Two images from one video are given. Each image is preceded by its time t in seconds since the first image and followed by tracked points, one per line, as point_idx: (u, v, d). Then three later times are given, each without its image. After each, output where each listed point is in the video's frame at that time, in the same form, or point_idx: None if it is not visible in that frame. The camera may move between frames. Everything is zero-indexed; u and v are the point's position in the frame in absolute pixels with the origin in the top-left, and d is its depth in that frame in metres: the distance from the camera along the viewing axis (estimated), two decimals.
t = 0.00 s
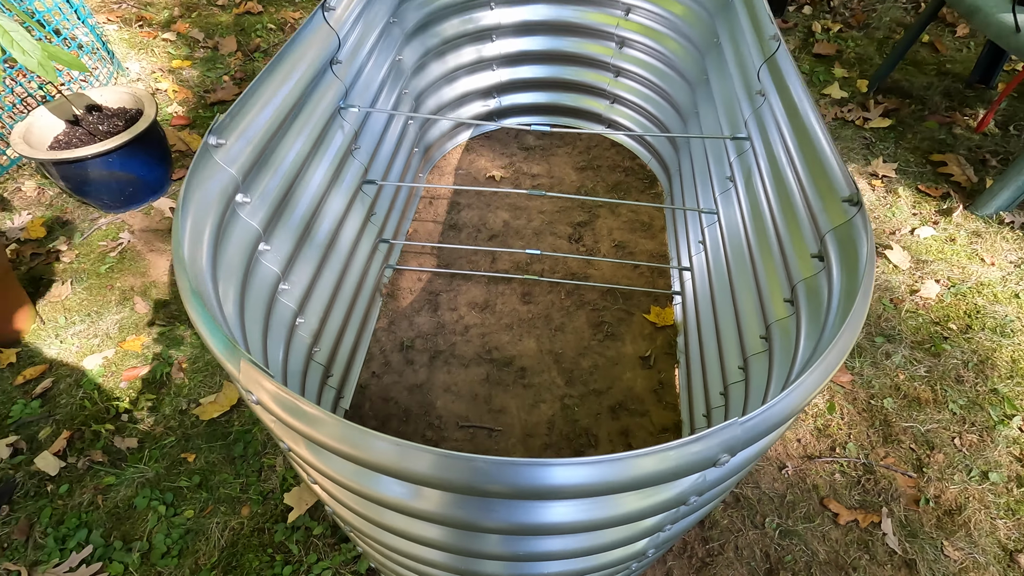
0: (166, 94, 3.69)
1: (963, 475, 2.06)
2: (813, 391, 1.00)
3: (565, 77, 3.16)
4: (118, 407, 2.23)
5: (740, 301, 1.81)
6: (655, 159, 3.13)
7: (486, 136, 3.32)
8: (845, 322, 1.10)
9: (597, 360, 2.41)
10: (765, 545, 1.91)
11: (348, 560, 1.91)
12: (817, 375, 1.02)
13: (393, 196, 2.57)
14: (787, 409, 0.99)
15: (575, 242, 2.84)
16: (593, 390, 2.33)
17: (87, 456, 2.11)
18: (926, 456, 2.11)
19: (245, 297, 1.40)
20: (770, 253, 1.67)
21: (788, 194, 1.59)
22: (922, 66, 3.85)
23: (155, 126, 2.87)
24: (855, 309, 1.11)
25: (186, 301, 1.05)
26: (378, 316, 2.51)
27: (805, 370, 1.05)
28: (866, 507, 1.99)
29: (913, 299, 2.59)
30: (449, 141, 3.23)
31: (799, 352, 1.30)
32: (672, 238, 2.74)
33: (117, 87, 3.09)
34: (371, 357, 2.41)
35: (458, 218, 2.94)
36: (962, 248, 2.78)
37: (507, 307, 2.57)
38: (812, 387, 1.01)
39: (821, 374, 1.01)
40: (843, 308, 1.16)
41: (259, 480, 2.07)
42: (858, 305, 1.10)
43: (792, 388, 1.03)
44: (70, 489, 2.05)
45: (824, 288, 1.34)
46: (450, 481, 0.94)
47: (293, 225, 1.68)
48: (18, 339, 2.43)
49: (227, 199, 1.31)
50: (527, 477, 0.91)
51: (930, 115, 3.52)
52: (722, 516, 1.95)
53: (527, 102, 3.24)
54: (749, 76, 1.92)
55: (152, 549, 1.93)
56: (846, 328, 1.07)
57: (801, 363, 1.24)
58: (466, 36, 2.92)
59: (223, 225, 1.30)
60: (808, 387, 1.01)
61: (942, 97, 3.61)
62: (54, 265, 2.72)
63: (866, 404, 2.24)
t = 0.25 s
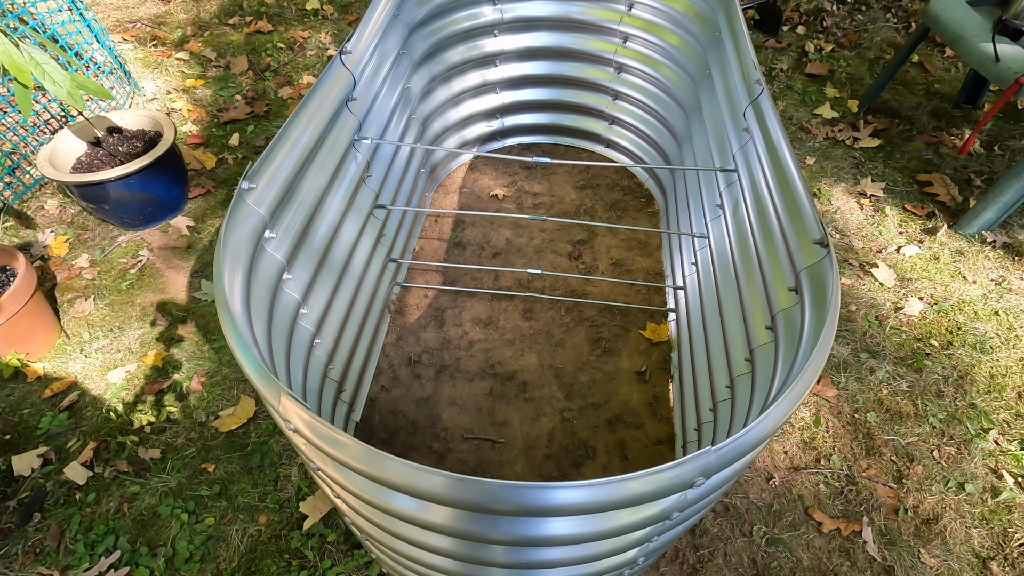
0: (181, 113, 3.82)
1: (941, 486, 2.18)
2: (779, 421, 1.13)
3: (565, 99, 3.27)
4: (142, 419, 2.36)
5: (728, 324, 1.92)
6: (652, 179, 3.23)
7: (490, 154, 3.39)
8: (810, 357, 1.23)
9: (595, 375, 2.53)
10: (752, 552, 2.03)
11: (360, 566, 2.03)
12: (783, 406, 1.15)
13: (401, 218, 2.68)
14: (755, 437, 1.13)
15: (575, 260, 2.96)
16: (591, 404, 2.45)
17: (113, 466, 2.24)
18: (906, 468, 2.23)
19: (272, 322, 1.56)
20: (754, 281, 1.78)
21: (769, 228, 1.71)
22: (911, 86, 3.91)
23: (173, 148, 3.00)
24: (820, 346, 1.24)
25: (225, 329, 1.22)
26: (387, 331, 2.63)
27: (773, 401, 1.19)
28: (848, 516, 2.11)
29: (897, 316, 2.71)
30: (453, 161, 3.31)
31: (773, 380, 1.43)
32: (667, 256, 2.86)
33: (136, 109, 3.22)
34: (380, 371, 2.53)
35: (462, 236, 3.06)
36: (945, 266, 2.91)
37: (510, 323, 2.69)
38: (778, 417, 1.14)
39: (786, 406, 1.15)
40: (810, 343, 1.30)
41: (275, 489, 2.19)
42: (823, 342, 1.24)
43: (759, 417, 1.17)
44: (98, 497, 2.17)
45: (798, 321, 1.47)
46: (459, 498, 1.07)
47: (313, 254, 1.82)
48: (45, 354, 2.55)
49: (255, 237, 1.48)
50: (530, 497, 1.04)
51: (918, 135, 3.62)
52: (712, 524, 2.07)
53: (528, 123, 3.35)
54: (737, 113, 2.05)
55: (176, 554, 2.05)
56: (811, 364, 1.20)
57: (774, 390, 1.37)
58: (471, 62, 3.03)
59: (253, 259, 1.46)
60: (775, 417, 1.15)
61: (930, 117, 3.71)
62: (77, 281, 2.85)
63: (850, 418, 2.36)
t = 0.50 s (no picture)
0: (186, 127, 3.90)
1: (926, 498, 2.24)
2: (756, 442, 1.21)
3: (563, 116, 3.33)
4: (148, 430, 2.42)
5: (717, 341, 1.99)
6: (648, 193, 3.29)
7: (489, 168, 3.45)
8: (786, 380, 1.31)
9: (590, 387, 2.59)
10: (742, 562, 2.09)
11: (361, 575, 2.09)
12: (760, 427, 1.23)
13: (401, 233, 2.75)
14: (734, 456, 1.20)
15: (571, 273, 3.03)
16: (586, 416, 2.51)
17: (121, 476, 2.30)
18: (892, 480, 2.29)
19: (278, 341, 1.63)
20: (741, 302, 1.85)
21: (756, 252, 1.78)
22: (903, 101, 3.97)
23: (180, 164, 3.07)
24: (796, 369, 1.32)
25: (234, 349, 1.30)
26: (387, 343, 2.70)
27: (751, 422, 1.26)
28: (835, 527, 2.17)
29: (886, 329, 2.77)
30: (453, 175, 3.36)
31: (755, 399, 1.50)
32: (662, 270, 2.93)
33: (143, 125, 3.29)
34: (380, 384, 2.60)
35: (461, 250, 3.13)
36: (934, 280, 2.97)
37: (507, 336, 2.76)
38: (756, 438, 1.22)
39: (764, 427, 1.23)
40: (787, 365, 1.37)
41: (278, 499, 2.25)
42: (799, 366, 1.32)
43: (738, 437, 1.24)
44: (106, 506, 2.23)
45: (779, 342, 1.54)
46: (455, 516, 1.14)
47: (317, 273, 1.89)
48: (55, 365, 2.62)
49: (262, 261, 1.56)
50: (522, 516, 1.11)
51: (908, 150, 3.69)
52: (703, 535, 2.13)
53: (526, 138, 3.42)
54: (726, 136, 2.12)
55: (182, 563, 2.11)
56: (787, 387, 1.28)
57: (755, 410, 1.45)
58: (471, 80, 3.10)
59: (259, 280, 1.54)
60: (753, 438, 1.22)
61: (921, 132, 3.77)
62: (85, 294, 2.92)
63: (839, 430, 2.42)
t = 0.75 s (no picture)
0: (191, 134, 3.93)
1: (926, 507, 2.25)
2: (756, 452, 1.22)
3: (564, 124, 3.36)
4: (151, 436, 2.43)
5: (717, 349, 2.00)
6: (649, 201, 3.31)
7: (491, 176, 3.48)
8: (785, 390, 1.32)
9: (590, 395, 2.60)
10: (742, 570, 2.10)
11: None
12: (759, 437, 1.24)
13: (403, 241, 2.77)
14: (733, 467, 1.21)
15: (572, 281, 3.04)
16: (587, 423, 2.52)
17: (123, 482, 2.31)
18: (892, 488, 2.29)
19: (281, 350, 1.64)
20: (741, 311, 1.86)
21: (755, 262, 1.80)
22: (902, 109, 4.00)
23: (184, 172, 3.10)
24: (794, 380, 1.33)
25: (238, 356, 1.31)
26: (389, 351, 2.71)
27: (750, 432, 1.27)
28: (836, 535, 2.17)
29: (886, 338, 2.78)
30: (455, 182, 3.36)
31: (755, 408, 1.52)
32: (662, 278, 2.94)
33: (148, 132, 3.32)
34: (382, 391, 2.61)
35: (463, 257, 3.15)
36: (934, 289, 2.98)
37: (509, 343, 2.77)
38: (755, 448, 1.23)
39: (763, 437, 1.24)
40: (786, 375, 1.39)
41: (280, 505, 2.26)
42: (797, 376, 1.33)
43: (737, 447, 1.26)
44: (108, 512, 2.24)
45: (778, 352, 1.55)
46: (456, 525, 1.15)
47: (320, 282, 1.91)
48: (58, 371, 2.63)
49: (267, 269, 1.58)
50: (525, 525, 1.12)
51: (908, 158, 3.71)
52: (704, 543, 2.14)
53: (528, 146, 3.44)
54: (725, 147, 2.15)
55: (183, 569, 2.12)
56: (785, 397, 1.30)
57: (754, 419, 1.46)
58: (473, 89, 3.12)
59: (264, 288, 1.56)
60: (752, 448, 1.24)
61: (920, 141, 3.79)
62: (89, 300, 2.94)
63: (839, 438, 2.43)
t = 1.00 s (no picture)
0: (194, 140, 3.95)
1: (928, 515, 2.24)
2: (756, 462, 1.22)
3: (566, 131, 3.37)
4: (151, 441, 2.44)
5: (717, 357, 2.00)
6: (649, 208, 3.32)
7: (492, 182, 3.49)
8: (785, 400, 1.32)
9: (591, 402, 2.60)
10: None
11: None
12: (759, 447, 1.24)
13: (404, 248, 2.78)
14: (734, 476, 1.21)
15: (573, 288, 3.04)
16: (587, 430, 2.52)
17: (123, 487, 2.31)
18: (894, 497, 2.29)
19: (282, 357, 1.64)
20: (742, 319, 1.86)
21: (755, 270, 1.80)
22: (902, 117, 4.01)
23: (187, 177, 3.11)
24: (794, 389, 1.33)
25: (240, 362, 1.32)
26: (389, 357, 2.71)
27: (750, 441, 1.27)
28: (837, 544, 2.17)
29: (886, 345, 2.78)
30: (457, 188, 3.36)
31: (755, 417, 1.52)
32: (663, 285, 2.94)
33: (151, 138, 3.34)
34: (382, 397, 2.61)
35: (464, 263, 3.15)
36: (934, 296, 2.98)
37: (509, 349, 2.77)
38: (756, 457, 1.23)
39: (763, 446, 1.24)
40: (786, 384, 1.39)
41: (280, 512, 2.26)
42: (797, 385, 1.33)
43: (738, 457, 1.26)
44: (108, 518, 2.24)
45: (779, 361, 1.56)
46: (457, 534, 1.15)
47: (322, 288, 1.91)
48: (60, 376, 2.64)
49: (269, 276, 1.59)
50: (525, 534, 1.12)
51: (908, 166, 3.72)
52: (704, 551, 2.13)
53: (529, 153, 3.45)
54: (726, 155, 2.15)
55: None
56: (785, 406, 1.30)
57: (754, 428, 1.46)
58: (475, 96, 3.14)
59: (266, 294, 1.56)
60: (753, 457, 1.23)
61: (920, 148, 3.80)
62: (91, 305, 2.95)
63: (840, 446, 2.43)
